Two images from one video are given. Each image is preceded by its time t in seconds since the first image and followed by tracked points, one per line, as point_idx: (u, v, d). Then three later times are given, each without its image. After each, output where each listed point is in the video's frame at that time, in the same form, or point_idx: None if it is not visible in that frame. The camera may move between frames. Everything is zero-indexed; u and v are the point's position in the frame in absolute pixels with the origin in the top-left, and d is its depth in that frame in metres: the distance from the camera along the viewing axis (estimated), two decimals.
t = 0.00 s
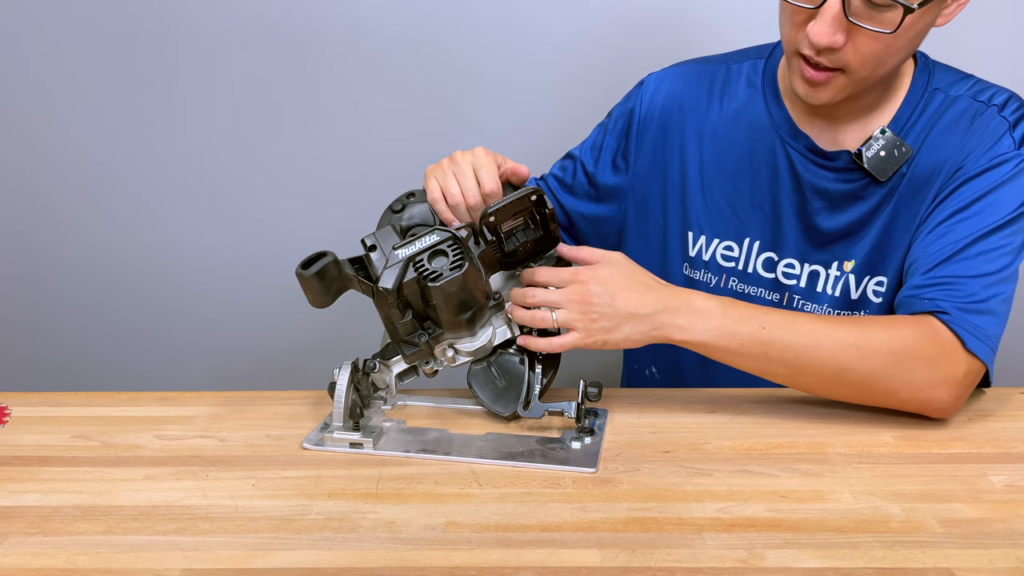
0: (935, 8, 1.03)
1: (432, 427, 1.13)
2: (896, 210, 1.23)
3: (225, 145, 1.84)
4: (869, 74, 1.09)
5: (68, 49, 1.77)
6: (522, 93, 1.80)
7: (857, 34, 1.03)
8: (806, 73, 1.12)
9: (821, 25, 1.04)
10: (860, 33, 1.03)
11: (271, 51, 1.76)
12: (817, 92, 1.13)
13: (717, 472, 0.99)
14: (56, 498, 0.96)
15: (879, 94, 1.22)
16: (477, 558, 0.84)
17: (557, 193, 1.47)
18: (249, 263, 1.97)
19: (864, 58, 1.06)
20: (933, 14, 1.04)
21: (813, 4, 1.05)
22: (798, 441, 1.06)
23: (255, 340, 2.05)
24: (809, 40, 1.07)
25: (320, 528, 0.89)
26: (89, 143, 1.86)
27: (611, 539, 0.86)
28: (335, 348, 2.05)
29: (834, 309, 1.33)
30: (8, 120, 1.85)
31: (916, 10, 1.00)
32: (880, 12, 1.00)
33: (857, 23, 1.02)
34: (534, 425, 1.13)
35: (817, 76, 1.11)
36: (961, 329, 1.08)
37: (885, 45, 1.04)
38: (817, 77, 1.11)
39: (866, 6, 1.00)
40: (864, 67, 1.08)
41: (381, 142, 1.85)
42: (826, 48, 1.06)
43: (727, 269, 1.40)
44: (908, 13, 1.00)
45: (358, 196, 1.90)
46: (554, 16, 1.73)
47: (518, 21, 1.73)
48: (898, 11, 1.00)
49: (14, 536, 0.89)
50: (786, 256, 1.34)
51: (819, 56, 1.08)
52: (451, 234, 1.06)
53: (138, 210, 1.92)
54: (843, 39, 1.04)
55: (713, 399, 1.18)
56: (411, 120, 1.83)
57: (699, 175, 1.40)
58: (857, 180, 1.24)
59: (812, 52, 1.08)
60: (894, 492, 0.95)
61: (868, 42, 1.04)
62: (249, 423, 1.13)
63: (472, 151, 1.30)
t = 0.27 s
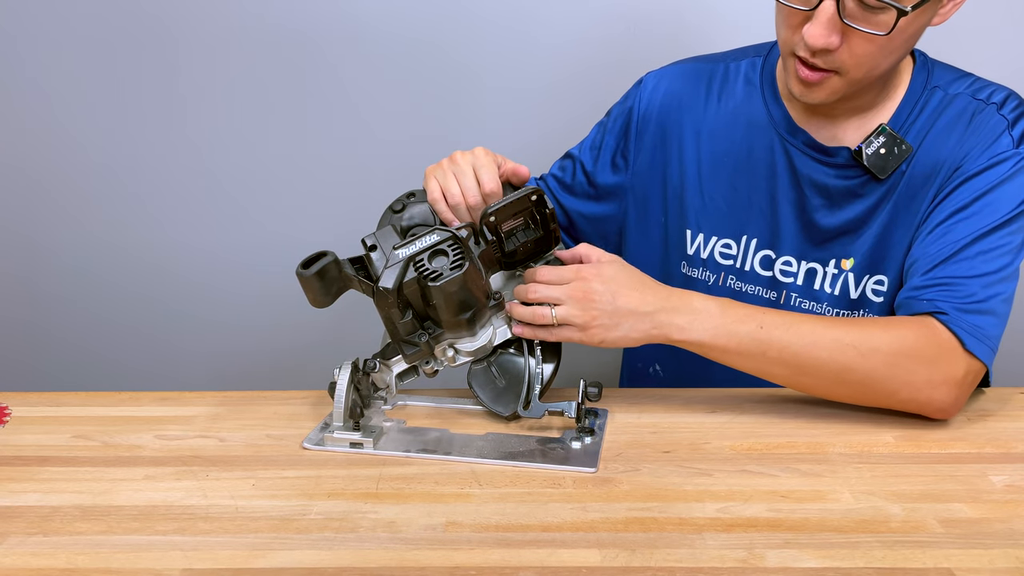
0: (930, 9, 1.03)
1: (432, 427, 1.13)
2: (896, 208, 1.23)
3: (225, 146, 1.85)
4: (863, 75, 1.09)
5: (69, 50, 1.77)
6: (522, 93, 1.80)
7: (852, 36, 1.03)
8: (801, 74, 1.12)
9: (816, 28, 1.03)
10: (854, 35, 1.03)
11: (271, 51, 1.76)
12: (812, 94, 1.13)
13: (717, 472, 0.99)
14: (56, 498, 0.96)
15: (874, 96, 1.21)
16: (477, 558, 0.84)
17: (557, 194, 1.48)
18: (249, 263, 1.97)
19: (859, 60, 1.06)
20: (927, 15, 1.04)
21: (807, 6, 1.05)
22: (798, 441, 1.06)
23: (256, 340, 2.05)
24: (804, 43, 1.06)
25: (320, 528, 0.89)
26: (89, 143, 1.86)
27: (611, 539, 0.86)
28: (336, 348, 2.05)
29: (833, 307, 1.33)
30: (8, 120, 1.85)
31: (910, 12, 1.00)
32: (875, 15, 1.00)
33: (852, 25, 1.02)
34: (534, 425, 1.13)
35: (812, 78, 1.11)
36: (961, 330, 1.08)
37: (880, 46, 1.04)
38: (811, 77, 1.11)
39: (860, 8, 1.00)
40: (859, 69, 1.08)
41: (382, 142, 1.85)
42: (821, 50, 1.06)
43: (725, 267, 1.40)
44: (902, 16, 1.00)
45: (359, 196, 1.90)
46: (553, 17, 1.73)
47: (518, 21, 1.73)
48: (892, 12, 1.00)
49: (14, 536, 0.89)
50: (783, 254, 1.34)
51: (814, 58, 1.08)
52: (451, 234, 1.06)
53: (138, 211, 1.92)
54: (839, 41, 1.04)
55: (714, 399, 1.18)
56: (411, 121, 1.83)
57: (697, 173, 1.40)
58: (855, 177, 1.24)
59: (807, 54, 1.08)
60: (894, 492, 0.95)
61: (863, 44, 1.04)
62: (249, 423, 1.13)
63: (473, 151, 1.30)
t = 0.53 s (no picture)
0: (927, 6, 1.04)
1: (432, 426, 1.13)
2: (894, 207, 1.23)
3: (225, 146, 1.85)
4: (862, 73, 1.09)
5: (69, 50, 1.77)
6: (522, 93, 1.80)
7: (851, 33, 1.04)
8: (800, 72, 1.12)
9: (814, 27, 1.03)
10: (853, 33, 1.03)
11: (270, 52, 1.76)
12: (811, 93, 1.13)
13: (717, 472, 0.99)
14: (57, 498, 0.96)
15: (877, 91, 1.22)
16: (477, 557, 0.84)
17: (555, 196, 1.47)
18: (249, 263, 1.97)
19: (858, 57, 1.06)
20: (924, 11, 1.04)
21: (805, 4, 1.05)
22: (798, 441, 1.06)
23: (256, 340, 2.05)
24: (802, 41, 1.07)
25: (320, 528, 0.89)
26: (89, 143, 1.86)
27: (611, 539, 0.86)
28: (336, 348, 2.05)
29: (831, 307, 1.33)
30: (9, 120, 1.85)
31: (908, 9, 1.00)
32: (872, 12, 1.01)
33: (850, 23, 1.02)
34: (534, 425, 1.13)
35: (811, 77, 1.11)
36: (958, 329, 1.09)
37: (878, 44, 1.04)
38: (810, 75, 1.11)
39: (858, 5, 1.00)
40: (857, 66, 1.08)
41: (382, 143, 1.85)
42: (819, 49, 1.06)
43: (723, 267, 1.40)
44: (900, 12, 1.00)
45: (359, 196, 1.90)
46: (553, 16, 1.73)
47: (518, 21, 1.73)
48: (890, 9, 1.00)
49: (14, 536, 0.89)
50: (782, 254, 1.34)
51: (813, 56, 1.08)
52: (451, 234, 1.06)
53: (138, 211, 1.92)
54: (837, 38, 1.04)
55: (714, 399, 1.18)
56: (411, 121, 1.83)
57: (695, 173, 1.40)
58: (853, 176, 1.24)
59: (805, 53, 1.09)
60: (894, 492, 0.95)
61: (861, 42, 1.04)
62: (249, 423, 1.13)
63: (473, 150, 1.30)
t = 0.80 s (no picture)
0: None
1: (432, 427, 1.13)
2: (892, 205, 1.22)
3: (224, 146, 1.84)
4: (862, 64, 1.09)
5: (69, 51, 1.78)
6: (522, 93, 1.80)
7: (850, 22, 1.04)
8: (800, 64, 1.11)
9: (814, 16, 1.03)
10: (852, 21, 1.03)
11: (270, 52, 1.76)
12: (812, 85, 1.12)
13: (717, 472, 0.99)
14: (57, 498, 0.96)
15: (875, 86, 1.22)
16: (477, 558, 0.84)
17: (554, 197, 1.47)
18: (249, 264, 1.97)
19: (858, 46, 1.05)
20: None
21: None
22: (798, 442, 1.06)
23: (256, 340, 2.05)
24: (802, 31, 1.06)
25: (320, 527, 0.89)
26: (89, 143, 1.86)
27: (611, 539, 0.86)
28: (336, 348, 2.05)
29: (829, 307, 1.33)
30: (8, 119, 1.85)
31: None
32: None
33: (850, 11, 1.02)
34: (534, 425, 1.13)
35: (811, 68, 1.10)
36: (961, 328, 1.08)
37: (878, 32, 1.04)
38: (810, 66, 1.10)
39: None
40: (857, 56, 1.07)
41: (382, 143, 1.85)
42: (820, 39, 1.06)
43: (722, 267, 1.40)
44: None
45: (359, 197, 1.90)
46: (552, 16, 1.73)
47: (517, 21, 1.73)
48: None
49: (14, 536, 0.89)
50: (780, 253, 1.34)
51: (813, 47, 1.08)
52: (451, 234, 1.06)
53: (138, 211, 1.92)
54: (837, 28, 1.04)
55: (714, 400, 1.18)
56: (410, 121, 1.83)
57: (693, 173, 1.40)
58: (851, 176, 1.24)
59: (805, 44, 1.08)
60: (894, 493, 0.95)
61: (861, 30, 1.04)
62: (249, 423, 1.13)
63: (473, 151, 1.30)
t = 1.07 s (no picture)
0: None
1: (432, 427, 1.13)
2: (894, 206, 1.23)
3: (224, 146, 1.84)
4: (863, 61, 1.09)
5: (69, 51, 1.78)
6: (521, 93, 1.80)
7: (850, 19, 1.04)
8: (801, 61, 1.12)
9: (813, 12, 1.04)
10: (852, 18, 1.04)
11: (270, 52, 1.76)
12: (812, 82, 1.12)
13: (717, 472, 0.99)
14: (56, 498, 0.96)
15: (875, 86, 1.22)
16: (477, 557, 0.84)
17: (558, 200, 1.48)
18: (249, 264, 1.97)
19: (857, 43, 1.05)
20: None
21: None
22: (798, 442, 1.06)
23: (256, 340, 2.05)
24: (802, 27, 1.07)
25: (320, 527, 0.89)
26: (89, 143, 1.86)
27: (611, 538, 0.86)
28: (336, 348, 2.05)
29: (831, 306, 1.32)
30: (8, 119, 1.85)
31: None
32: None
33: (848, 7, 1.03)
34: (534, 425, 1.13)
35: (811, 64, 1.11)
36: (996, 336, 1.06)
37: (878, 29, 1.04)
38: (811, 64, 1.11)
39: None
40: (857, 53, 1.07)
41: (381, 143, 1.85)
42: (819, 35, 1.06)
43: (723, 266, 1.40)
44: None
45: (358, 197, 1.90)
46: (552, 16, 1.73)
47: (516, 21, 1.74)
48: None
49: (14, 536, 0.89)
50: (781, 252, 1.34)
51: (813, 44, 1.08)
52: (451, 234, 1.06)
53: (138, 211, 1.92)
54: (836, 25, 1.04)
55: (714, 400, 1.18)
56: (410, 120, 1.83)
57: (695, 173, 1.40)
58: (854, 174, 1.24)
59: (805, 41, 1.08)
60: (894, 492, 0.95)
61: (860, 26, 1.04)
62: (249, 423, 1.13)
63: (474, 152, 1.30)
